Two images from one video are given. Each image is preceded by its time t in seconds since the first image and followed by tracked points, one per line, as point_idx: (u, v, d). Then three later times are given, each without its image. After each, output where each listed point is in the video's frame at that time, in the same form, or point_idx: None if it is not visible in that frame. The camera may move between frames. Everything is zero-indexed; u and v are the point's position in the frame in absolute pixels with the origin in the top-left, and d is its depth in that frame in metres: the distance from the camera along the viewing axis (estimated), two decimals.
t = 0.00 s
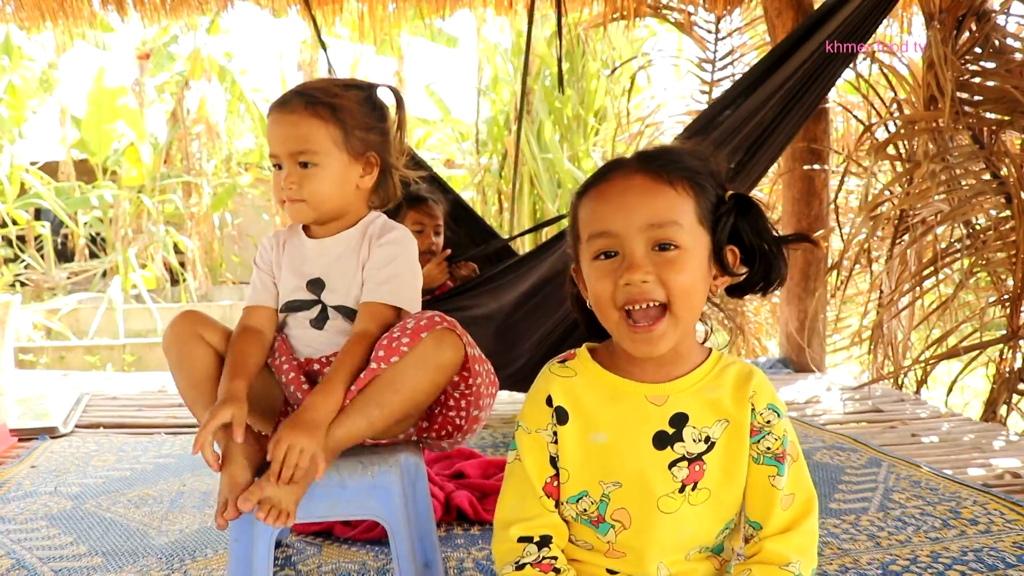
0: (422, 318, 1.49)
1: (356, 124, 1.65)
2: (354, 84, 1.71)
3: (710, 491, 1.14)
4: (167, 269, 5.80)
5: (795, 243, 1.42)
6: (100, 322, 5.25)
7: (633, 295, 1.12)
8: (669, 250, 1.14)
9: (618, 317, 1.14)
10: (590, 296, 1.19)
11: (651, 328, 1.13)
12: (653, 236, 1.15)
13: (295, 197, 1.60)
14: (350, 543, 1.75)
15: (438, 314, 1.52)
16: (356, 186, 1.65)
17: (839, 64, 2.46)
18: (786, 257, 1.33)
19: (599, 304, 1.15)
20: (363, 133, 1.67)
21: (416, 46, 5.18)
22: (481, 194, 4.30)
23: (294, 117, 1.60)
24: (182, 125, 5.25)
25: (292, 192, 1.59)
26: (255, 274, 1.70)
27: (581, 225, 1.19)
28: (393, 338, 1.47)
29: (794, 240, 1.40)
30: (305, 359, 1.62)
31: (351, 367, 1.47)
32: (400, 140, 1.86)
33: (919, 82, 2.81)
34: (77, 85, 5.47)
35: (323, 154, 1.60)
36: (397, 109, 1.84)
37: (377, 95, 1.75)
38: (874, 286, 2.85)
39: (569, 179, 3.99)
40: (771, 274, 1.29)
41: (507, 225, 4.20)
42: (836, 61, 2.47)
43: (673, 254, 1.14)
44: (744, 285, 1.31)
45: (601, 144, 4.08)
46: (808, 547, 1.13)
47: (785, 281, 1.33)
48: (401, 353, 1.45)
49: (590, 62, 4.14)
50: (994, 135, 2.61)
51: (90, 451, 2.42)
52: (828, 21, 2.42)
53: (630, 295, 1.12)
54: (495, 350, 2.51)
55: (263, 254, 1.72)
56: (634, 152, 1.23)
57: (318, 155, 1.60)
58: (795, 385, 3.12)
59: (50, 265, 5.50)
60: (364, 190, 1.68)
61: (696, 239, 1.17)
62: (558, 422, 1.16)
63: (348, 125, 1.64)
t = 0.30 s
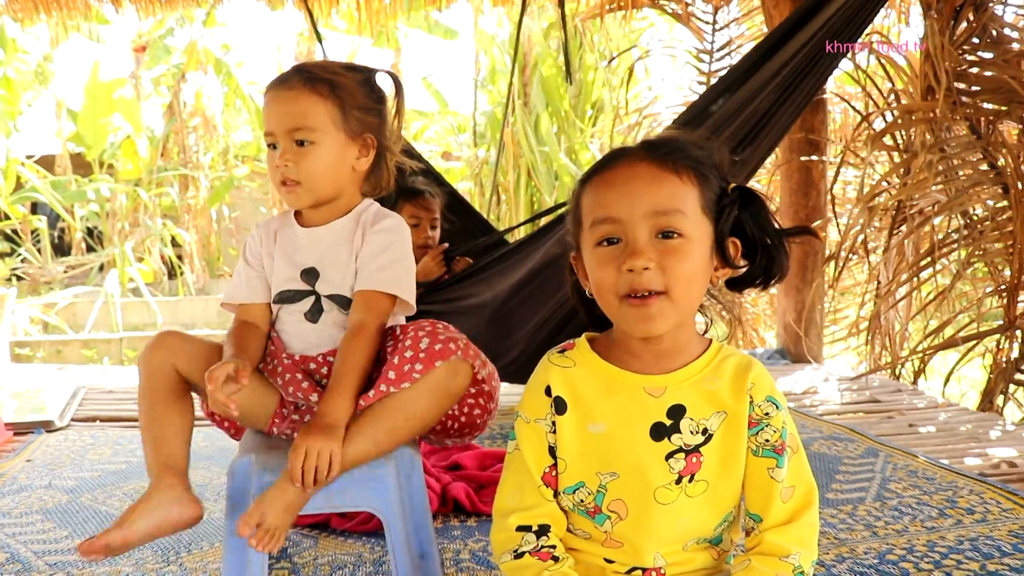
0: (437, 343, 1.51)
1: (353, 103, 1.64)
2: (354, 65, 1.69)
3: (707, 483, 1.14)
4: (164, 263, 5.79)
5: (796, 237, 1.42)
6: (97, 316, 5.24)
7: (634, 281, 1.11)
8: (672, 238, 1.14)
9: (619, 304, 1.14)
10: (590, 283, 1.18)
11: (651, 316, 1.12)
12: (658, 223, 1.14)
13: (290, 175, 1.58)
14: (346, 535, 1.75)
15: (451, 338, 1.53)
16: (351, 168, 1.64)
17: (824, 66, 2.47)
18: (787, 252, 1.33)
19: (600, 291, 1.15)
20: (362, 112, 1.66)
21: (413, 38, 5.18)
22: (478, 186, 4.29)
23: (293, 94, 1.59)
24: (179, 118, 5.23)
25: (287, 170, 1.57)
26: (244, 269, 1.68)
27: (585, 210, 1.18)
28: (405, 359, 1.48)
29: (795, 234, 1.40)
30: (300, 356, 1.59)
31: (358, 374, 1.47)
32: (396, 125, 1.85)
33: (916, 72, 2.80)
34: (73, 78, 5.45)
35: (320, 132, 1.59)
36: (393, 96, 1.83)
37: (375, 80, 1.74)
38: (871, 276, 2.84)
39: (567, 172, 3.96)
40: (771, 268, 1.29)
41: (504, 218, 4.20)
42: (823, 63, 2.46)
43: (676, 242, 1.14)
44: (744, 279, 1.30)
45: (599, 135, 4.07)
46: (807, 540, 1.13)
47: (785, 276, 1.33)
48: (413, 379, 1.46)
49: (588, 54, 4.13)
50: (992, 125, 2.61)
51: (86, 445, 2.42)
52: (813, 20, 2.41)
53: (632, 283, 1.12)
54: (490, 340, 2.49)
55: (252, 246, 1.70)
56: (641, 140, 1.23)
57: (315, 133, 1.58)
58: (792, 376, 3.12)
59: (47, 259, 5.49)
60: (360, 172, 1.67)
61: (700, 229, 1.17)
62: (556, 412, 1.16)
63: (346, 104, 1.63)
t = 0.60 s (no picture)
0: (398, 417, 1.37)
1: (318, 98, 1.55)
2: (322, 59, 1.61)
3: (698, 478, 1.13)
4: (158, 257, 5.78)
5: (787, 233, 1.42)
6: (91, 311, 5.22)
7: (626, 276, 1.11)
8: (664, 232, 1.13)
9: (607, 298, 1.12)
10: (579, 276, 1.17)
11: (642, 310, 1.11)
12: (650, 216, 1.13)
13: (255, 175, 1.50)
14: (339, 530, 1.75)
15: (419, 414, 1.41)
16: (319, 165, 1.55)
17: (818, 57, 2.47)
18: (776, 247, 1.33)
19: (589, 284, 1.14)
20: (327, 108, 1.56)
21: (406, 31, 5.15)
22: (472, 179, 4.29)
23: (255, 91, 1.50)
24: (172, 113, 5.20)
25: (252, 169, 1.49)
26: (230, 278, 1.64)
27: (575, 202, 1.17)
28: (354, 417, 1.37)
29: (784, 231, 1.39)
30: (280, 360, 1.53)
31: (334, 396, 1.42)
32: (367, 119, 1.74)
33: (910, 64, 2.79)
34: (65, 72, 5.42)
35: (284, 130, 1.50)
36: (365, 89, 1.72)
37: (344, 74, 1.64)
38: (866, 268, 2.84)
39: (560, 165, 3.94)
40: (759, 264, 1.29)
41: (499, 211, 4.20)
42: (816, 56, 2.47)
43: (668, 235, 1.13)
44: (731, 274, 1.30)
45: (594, 128, 4.06)
46: (796, 531, 1.13)
47: (773, 271, 1.33)
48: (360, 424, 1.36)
49: (581, 46, 4.12)
50: (986, 116, 2.61)
51: (79, 440, 2.40)
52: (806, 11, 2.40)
53: (622, 277, 1.11)
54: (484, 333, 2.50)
55: (234, 252, 1.65)
56: (632, 132, 1.22)
57: (279, 130, 1.50)
58: (787, 368, 3.13)
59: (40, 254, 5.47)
60: (330, 170, 1.57)
61: (691, 223, 1.16)
62: (545, 411, 1.15)
63: (311, 100, 1.54)
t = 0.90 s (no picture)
0: (377, 421, 1.35)
1: (310, 96, 1.52)
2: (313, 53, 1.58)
3: (696, 476, 1.13)
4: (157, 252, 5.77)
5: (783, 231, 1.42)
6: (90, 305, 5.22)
7: (625, 276, 1.10)
8: (663, 232, 1.13)
9: (605, 298, 1.12)
10: (576, 275, 1.17)
11: (640, 311, 1.11)
12: (649, 216, 1.13)
13: (243, 171, 1.48)
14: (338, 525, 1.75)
15: (400, 414, 1.38)
16: (308, 164, 1.53)
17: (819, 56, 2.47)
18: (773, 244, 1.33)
19: (587, 284, 1.13)
20: (319, 106, 1.54)
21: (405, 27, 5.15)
22: (472, 176, 4.28)
23: (245, 86, 1.47)
24: (172, 107, 5.19)
25: (239, 166, 1.47)
26: (214, 265, 1.63)
27: (572, 200, 1.17)
28: (334, 426, 1.35)
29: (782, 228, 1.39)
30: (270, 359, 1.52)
31: (320, 400, 1.41)
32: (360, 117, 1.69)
33: (912, 63, 2.79)
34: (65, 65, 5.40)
35: (274, 129, 1.48)
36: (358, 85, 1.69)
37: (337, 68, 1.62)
38: (866, 267, 2.84)
39: (560, 163, 3.93)
40: (755, 261, 1.29)
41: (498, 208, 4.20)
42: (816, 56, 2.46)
43: (667, 236, 1.13)
44: (727, 270, 1.30)
45: (593, 125, 4.06)
46: (795, 528, 1.13)
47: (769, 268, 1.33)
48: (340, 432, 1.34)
49: (582, 43, 4.10)
50: (988, 116, 2.61)
51: (78, 433, 2.40)
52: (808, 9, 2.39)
53: (621, 277, 1.10)
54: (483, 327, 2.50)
55: (220, 241, 1.63)
56: (630, 128, 1.21)
57: (268, 128, 1.47)
58: (786, 366, 3.12)
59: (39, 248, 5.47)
60: (318, 168, 1.55)
61: (689, 223, 1.16)
62: (541, 411, 1.14)
63: (303, 98, 1.52)
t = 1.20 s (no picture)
0: (389, 421, 1.36)
1: (251, 97, 1.47)
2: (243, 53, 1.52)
3: (699, 477, 1.13)
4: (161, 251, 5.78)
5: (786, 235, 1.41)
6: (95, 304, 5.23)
7: (629, 280, 1.10)
8: (668, 236, 1.12)
9: (609, 301, 1.12)
10: (579, 276, 1.17)
11: (644, 314, 1.11)
12: (655, 220, 1.12)
13: (204, 188, 1.44)
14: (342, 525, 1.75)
15: (412, 415, 1.39)
16: (267, 164, 1.49)
17: (823, 57, 2.46)
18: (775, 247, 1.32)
19: (591, 286, 1.13)
20: (263, 103, 1.49)
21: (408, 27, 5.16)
22: (476, 176, 4.29)
23: (185, 100, 1.43)
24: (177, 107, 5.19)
25: (200, 183, 1.44)
26: (206, 289, 1.63)
27: (577, 202, 1.16)
28: (346, 422, 1.36)
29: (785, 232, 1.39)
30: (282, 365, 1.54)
31: (327, 401, 1.41)
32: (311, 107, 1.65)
33: (916, 63, 2.78)
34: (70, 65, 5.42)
35: (224, 138, 1.44)
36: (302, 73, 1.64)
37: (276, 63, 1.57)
38: (870, 268, 2.83)
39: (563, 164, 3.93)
40: (756, 264, 1.29)
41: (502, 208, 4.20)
42: (815, 60, 2.45)
43: (672, 240, 1.12)
44: (728, 273, 1.30)
45: (597, 126, 4.06)
46: (799, 528, 1.13)
47: (771, 271, 1.33)
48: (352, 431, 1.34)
49: (586, 43, 4.10)
50: (992, 116, 2.60)
51: (82, 432, 2.41)
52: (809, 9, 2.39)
53: (626, 281, 1.10)
54: (485, 326, 2.50)
55: (206, 259, 1.63)
56: (635, 129, 1.21)
57: (216, 136, 1.43)
58: (791, 367, 3.12)
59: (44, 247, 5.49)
60: (279, 166, 1.51)
61: (695, 226, 1.15)
62: (543, 412, 1.14)
63: (244, 101, 1.46)
